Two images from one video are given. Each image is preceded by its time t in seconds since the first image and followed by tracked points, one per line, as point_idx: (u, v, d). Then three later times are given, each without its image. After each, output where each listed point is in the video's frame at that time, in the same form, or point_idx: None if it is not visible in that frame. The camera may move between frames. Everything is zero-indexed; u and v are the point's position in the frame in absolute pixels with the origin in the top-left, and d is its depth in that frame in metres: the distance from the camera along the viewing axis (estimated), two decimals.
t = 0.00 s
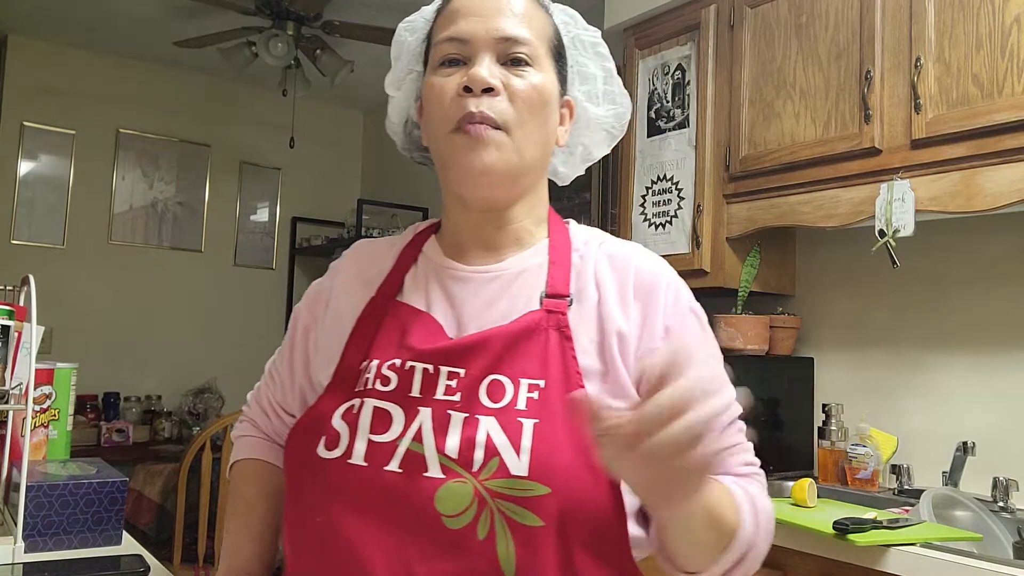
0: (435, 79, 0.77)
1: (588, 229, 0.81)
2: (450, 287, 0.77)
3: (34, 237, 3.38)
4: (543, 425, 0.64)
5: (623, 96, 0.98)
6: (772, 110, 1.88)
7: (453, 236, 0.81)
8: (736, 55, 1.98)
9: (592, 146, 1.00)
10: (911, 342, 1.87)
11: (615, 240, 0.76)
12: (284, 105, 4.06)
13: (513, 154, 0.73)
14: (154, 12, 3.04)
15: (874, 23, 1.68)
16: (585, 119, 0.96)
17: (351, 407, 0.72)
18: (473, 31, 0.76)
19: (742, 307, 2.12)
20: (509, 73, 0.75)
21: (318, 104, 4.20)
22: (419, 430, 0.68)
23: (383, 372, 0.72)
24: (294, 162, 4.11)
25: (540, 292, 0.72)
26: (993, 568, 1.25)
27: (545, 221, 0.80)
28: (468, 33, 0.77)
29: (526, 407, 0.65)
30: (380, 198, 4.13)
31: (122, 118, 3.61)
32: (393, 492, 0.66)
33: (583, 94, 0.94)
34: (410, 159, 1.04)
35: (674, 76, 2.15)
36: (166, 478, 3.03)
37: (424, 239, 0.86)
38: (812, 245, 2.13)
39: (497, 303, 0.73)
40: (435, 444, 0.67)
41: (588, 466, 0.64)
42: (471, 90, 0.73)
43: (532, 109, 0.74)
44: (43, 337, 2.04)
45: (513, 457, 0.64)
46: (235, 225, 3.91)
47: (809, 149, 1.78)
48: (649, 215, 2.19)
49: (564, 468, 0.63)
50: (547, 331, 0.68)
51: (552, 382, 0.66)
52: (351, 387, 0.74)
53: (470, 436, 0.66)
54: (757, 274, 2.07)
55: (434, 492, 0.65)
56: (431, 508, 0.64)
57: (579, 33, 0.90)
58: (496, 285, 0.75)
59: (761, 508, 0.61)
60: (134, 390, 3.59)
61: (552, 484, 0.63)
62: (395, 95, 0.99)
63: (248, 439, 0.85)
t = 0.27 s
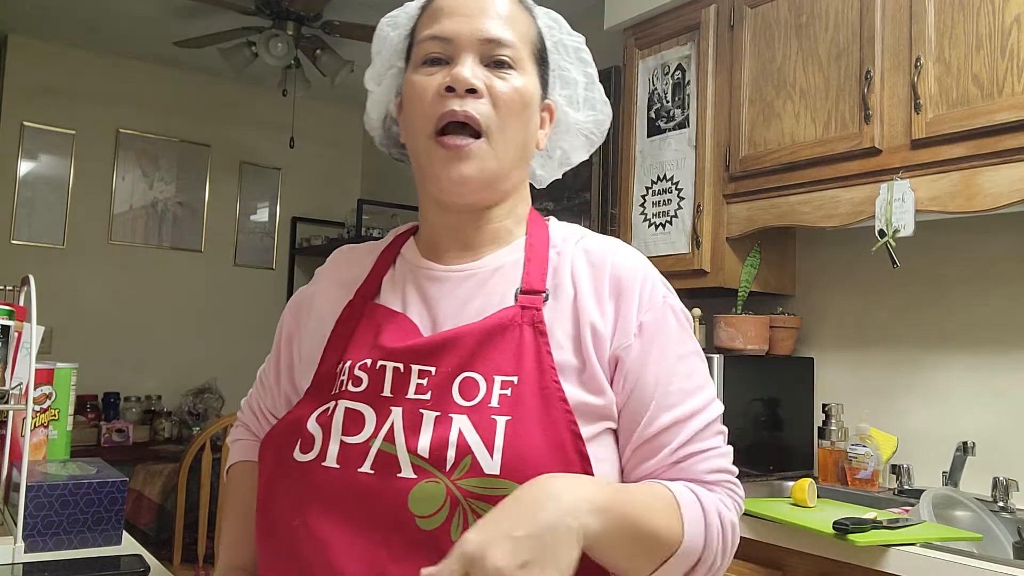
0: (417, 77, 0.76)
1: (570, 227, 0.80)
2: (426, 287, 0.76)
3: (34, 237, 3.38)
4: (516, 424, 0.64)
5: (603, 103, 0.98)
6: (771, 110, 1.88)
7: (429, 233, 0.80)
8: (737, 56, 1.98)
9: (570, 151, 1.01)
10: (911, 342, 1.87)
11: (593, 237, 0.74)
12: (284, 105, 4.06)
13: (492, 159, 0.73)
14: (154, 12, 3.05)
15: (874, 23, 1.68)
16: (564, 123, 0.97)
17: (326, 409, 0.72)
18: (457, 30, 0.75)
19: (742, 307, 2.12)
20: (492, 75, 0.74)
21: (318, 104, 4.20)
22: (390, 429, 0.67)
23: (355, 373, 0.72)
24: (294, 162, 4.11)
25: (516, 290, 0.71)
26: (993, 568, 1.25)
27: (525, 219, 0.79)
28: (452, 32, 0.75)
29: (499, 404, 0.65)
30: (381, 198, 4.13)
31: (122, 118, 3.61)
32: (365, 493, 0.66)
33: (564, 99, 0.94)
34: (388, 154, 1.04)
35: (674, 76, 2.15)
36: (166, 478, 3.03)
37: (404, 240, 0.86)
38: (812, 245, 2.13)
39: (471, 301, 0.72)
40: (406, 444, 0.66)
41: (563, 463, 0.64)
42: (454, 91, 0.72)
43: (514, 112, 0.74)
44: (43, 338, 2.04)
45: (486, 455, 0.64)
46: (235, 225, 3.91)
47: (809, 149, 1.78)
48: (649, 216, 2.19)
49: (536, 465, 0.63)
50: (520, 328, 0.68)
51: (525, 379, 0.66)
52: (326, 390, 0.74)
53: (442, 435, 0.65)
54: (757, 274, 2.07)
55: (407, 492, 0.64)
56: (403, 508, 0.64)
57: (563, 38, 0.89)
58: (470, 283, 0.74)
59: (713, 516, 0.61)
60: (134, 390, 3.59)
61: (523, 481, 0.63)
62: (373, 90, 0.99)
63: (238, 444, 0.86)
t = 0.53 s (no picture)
0: (392, 83, 0.77)
1: (560, 225, 0.80)
2: (418, 289, 0.76)
3: (34, 237, 3.38)
4: (508, 424, 0.64)
5: (586, 88, 0.98)
6: (771, 110, 1.88)
7: (418, 236, 0.80)
8: (736, 56, 1.98)
9: (560, 141, 0.99)
10: (911, 342, 1.87)
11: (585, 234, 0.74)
12: (284, 105, 4.06)
13: (474, 156, 0.73)
14: (154, 12, 3.05)
15: (874, 22, 1.68)
16: (549, 114, 0.96)
17: (317, 411, 0.72)
18: (427, 32, 0.75)
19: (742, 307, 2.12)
20: (466, 73, 0.74)
21: (318, 104, 4.20)
22: (382, 430, 0.67)
23: (347, 373, 0.72)
24: (294, 162, 4.11)
25: (507, 289, 0.71)
26: (993, 568, 1.25)
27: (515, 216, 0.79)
28: (422, 34, 0.76)
29: (491, 405, 0.65)
30: (381, 198, 4.13)
31: (122, 118, 3.61)
32: (357, 494, 0.65)
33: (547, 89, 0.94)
34: (376, 163, 1.03)
35: (674, 76, 2.15)
36: (165, 479, 3.03)
37: (397, 242, 0.86)
38: (812, 245, 2.13)
39: (462, 302, 0.72)
40: (398, 445, 0.66)
41: (556, 465, 0.64)
42: (427, 93, 0.73)
43: (492, 107, 0.74)
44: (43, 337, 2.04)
45: (478, 456, 0.63)
46: (235, 225, 3.91)
47: (809, 149, 1.78)
48: (649, 216, 2.19)
49: (529, 466, 0.63)
50: (514, 327, 0.68)
51: (518, 379, 0.66)
52: (317, 392, 0.74)
53: (434, 436, 0.65)
54: (757, 274, 2.07)
55: (399, 494, 0.64)
56: (396, 509, 0.64)
57: (538, 28, 0.90)
58: (461, 284, 0.73)
59: (740, 502, 0.62)
60: (134, 389, 3.59)
61: (517, 482, 0.62)
62: (357, 102, 0.99)
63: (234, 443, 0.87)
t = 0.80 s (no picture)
0: (389, 92, 0.76)
1: (554, 227, 0.80)
2: (414, 290, 0.76)
3: (34, 237, 3.38)
4: (504, 426, 0.64)
5: (585, 87, 0.98)
6: (771, 110, 1.88)
7: (414, 237, 0.80)
8: (736, 55, 1.98)
9: (560, 139, 1.00)
10: (911, 342, 1.87)
11: (581, 239, 0.74)
12: (284, 105, 4.06)
13: (470, 165, 0.73)
14: (154, 12, 3.04)
15: (874, 22, 1.68)
16: (550, 113, 0.96)
17: (313, 413, 0.72)
18: (423, 41, 0.75)
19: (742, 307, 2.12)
20: (462, 82, 0.73)
21: (318, 104, 4.20)
22: (377, 432, 0.66)
23: (343, 375, 0.71)
24: (294, 162, 4.11)
25: (503, 291, 0.71)
26: (993, 568, 1.25)
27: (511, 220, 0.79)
28: (419, 43, 0.75)
29: (486, 408, 0.65)
30: (381, 198, 4.13)
31: (122, 118, 3.61)
32: (352, 497, 0.65)
33: (546, 88, 0.93)
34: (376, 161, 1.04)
35: (674, 76, 2.15)
36: (165, 478, 3.03)
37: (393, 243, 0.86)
38: (812, 245, 2.13)
39: (458, 304, 0.72)
40: (393, 447, 0.65)
41: (550, 468, 0.64)
42: (423, 104, 0.72)
43: (488, 116, 0.73)
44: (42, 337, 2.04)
45: (472, 458, 0.63)
46: (235, 225, 3.91)
47: (809, 149, 1.78)
48: (649, 216, 2.19)
49: (524, 469, 0.63)
50: (508, 330, 0.68)
51: (513, 382, 0.66)
52: (313, 394, 0.74)
53: (429, 439, 0.65)
54: (757, 274, 2.07)
55: (393, 496, 0.64)
56: (391, 512, 0.64)
57: (538, 28, 0.89)
58: (457, 286, 0.73)
59: (708, 524, 0.62)
60: (134, 389, 3.59)
61: (512, 485, 0.62)
62: (357, 101, 0.99)
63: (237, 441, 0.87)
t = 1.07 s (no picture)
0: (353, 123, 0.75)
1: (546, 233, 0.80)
2: (410, 291, 0.75)
3: (34, 237, 3.38)
4: (505, 425, 0.64)
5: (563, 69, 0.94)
6: (771, 110, 1.88)
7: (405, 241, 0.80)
8: (736, 55, 1.98)
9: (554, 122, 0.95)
10: (911, 343, 1.87)
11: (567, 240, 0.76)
12: (285, 105, 4.07)
13: (434, 194, 0.71)
14: (154, 12, 3.04)
15: (874, 22, 1.68)
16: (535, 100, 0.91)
17: (310, 411, 0.70)
18: (372, 73, 0.72)
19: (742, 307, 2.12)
20: (413, 111, 0.70)
21: (318, 104, 4.20)
22: (379, 430, 0.66)
23: (343, 374, 0.70)
24: (295, 162, 4.11)
25: (500, 295, 0.72)
26: (992, 568, 1.25)
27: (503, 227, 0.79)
28: (368, 75, 0.72)
29: (487, 407, 0.65)
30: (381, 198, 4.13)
31: (122, 118, 3.61)
32: (351, 496, 0.65)
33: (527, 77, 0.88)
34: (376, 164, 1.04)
35: (674, 76, 2.15)
36: (166, 478, 3.03)
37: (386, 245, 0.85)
38: (812, 245, 2.13)
39: (455, 306, 0.72)
40: (394, 445, 0.65)
41: (549, 464, 0.64)
42: (378, 140, 0.71)
43: (444, 140, 0.70)
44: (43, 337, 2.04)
45: (475, 457, 0.63)
46: (235, 225, 3.91)
47: (809, 149, 1.78)
48: (648, 216, 2.19)
49: (526, 467, 0.63)
50: (508, 332, 0.68)
51: (513, 382, 0.66)
52: (308, 392, 0.72)
53: (431, 437, 0.65)
54: (757, 274, 2.07)
55: (395, 492, 0.63)
56: (391, 511, 0.63)
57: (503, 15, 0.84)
58: (454, 288, 0.73)
59: (700, 523, 0.63)
60: (134, 389, 3.59)
61: (513, 483, 0.63)
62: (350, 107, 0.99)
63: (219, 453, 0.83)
